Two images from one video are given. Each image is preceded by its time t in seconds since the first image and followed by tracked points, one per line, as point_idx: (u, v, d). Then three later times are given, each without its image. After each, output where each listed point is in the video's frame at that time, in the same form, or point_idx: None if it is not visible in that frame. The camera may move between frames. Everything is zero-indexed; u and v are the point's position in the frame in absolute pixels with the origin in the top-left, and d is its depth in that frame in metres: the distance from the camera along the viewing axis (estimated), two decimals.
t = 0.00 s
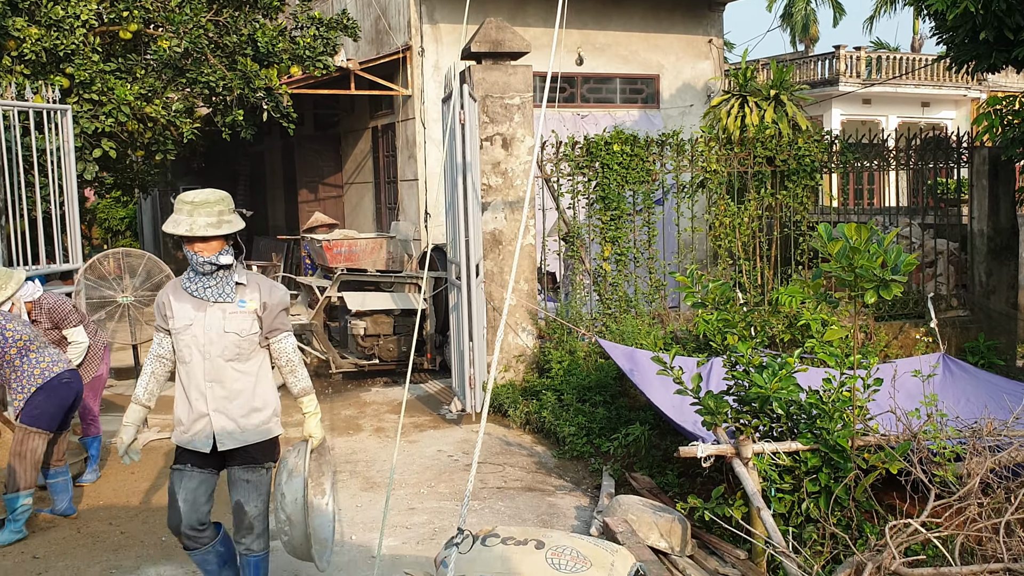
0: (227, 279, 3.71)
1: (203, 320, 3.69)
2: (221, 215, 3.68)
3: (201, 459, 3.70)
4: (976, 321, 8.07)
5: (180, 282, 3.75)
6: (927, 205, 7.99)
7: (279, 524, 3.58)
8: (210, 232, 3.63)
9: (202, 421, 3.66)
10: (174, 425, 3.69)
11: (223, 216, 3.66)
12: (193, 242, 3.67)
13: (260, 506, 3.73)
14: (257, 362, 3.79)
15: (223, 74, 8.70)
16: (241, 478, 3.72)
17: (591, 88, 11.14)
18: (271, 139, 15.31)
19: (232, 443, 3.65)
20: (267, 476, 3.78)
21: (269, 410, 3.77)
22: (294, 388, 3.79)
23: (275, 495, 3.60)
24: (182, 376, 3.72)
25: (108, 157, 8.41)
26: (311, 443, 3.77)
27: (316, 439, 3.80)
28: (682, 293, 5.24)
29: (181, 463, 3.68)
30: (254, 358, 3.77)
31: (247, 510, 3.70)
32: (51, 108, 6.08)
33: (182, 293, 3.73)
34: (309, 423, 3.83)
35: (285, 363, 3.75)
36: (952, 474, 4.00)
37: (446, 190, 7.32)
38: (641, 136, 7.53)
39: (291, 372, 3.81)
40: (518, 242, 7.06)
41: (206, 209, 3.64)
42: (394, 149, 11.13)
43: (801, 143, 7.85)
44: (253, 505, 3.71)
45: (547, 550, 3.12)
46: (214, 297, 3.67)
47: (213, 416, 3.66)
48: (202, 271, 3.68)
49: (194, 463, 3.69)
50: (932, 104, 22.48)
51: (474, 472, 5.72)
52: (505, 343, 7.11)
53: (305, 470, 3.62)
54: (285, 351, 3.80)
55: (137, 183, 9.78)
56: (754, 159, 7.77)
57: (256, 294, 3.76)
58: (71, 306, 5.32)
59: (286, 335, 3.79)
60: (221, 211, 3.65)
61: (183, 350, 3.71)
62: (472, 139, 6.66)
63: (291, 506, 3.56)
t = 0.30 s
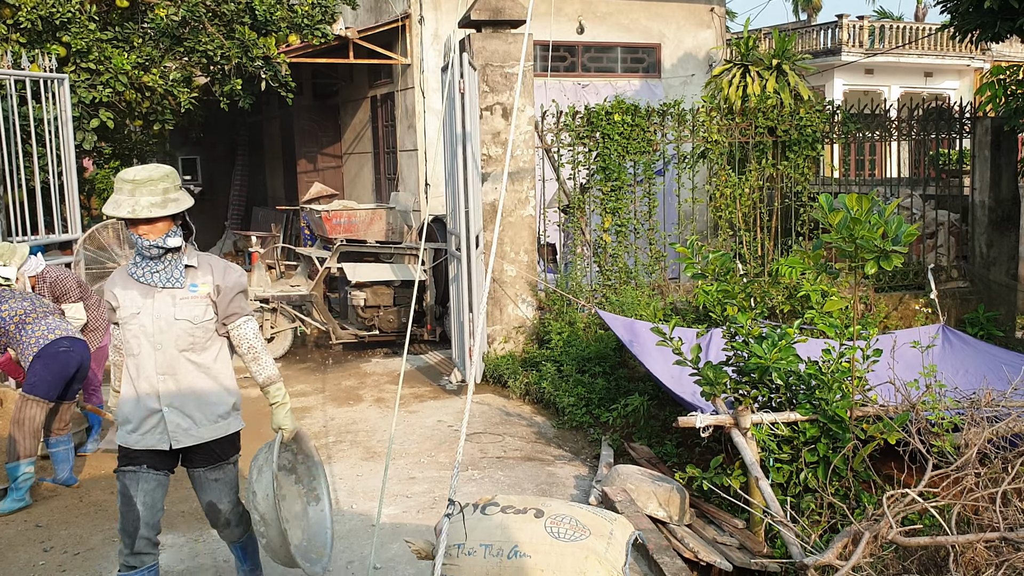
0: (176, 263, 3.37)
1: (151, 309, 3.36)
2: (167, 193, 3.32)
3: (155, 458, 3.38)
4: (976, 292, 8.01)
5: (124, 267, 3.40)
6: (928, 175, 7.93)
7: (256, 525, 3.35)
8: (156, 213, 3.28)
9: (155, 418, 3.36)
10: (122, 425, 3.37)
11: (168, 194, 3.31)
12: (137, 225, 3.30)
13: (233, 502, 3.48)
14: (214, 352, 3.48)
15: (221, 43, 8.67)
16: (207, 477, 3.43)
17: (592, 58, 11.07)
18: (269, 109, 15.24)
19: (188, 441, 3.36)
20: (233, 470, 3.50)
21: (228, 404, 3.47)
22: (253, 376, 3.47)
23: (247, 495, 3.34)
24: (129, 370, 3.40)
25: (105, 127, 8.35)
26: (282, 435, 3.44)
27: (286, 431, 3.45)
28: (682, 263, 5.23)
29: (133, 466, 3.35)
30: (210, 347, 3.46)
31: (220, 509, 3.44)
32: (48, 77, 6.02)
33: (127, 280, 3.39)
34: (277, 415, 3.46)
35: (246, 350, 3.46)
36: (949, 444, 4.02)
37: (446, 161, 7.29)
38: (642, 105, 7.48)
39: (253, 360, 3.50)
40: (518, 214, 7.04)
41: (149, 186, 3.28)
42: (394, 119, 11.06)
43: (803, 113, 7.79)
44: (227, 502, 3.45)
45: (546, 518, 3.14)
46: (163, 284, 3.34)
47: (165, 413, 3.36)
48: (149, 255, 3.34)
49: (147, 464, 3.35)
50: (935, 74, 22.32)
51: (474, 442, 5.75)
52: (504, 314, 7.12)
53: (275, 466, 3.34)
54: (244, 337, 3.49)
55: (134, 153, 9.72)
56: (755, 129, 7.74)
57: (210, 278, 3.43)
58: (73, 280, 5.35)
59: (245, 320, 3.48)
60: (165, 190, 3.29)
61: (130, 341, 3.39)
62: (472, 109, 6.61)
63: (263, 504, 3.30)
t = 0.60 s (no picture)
0: (120, 231, 3.04)
1: (91, 282, 3.01)
2: (110, 155, 3.01)
3: (100, 442, 3.07)
4: (976, 260, 7.97)
5: (62, 236, 3.06)
6: (931, 142, 7.89)
7: (202, 510, 2.94)
8: (99, 176, 2.97)
9: (98, 401, 3.02)
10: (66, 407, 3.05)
11: (112, 156, 3.00)
12: (77, 190, 2.99)
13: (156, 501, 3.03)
14: (163, 329, 3.13)
15: (217, 6, 8.80)
16: (136, 464, 3.01)
17: (593, 22, 10.98)
18: (267, 73, 15.10)
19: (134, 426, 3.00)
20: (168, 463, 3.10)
21: (176, 384, 3.12)
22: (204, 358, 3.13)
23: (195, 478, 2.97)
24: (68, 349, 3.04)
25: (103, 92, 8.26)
26: (235, 417, 3.10)
27: (240, 413, 3.11)
28: (683, 229, 5.21)
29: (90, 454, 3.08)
30: (157, 324, 3.10)
31: (139, 506, 2.98)
32: (44, 40, 5.94)
33: (65, 249, 3.04)
34: (228, 396, 3.11)
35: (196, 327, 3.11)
36: (947, 410, 4.04)
37: (445, 126, 7.23)
38: (643, 70, 7.41)
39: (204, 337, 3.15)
40: (519, 179, 7.00)
41: (92, 147, 2.98)
42: (393, 84, 10.96)
43: (805, 78, 7.71)
44: (147, 499, 2.99)
45: (545, 482, 3.14)
46: (105, 254, 3.00)
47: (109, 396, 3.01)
48: (90, 223, 3.01)
49: (106, 451, 3.08)
50: (938, 40, 22.12)
51: (474, 407, 5.77)
52: (504, 281, 7.12)
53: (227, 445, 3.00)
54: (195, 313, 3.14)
55: (132, 119, 9.64)
56: (757, 95, 7.68)
57: (157, 247, 3.09)
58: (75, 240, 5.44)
59: (195, 295, 3.13)
60: (108, 152, 2.99)
61: (68, 317, 3.03)
62: (471, 72, 6.53)
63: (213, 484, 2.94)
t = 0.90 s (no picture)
0: (68, 202, 2.64)
1: (28, 259, 2.59)
2: (63, 115, 2.64)
3: (31, 439, 2.65)
4: (978, 220, 7.87)
5: None
6: (936, 101, 7.87)
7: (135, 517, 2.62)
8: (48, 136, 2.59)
9: (30, 393, 2.60)
10: None
11: (63, 115, 2.63)
12: (21, 152, 2.60)
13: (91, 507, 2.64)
14: (110, 315, 2.72)
15: None
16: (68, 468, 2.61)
17: None
18: (266, 24, 14.91)
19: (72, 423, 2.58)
20: (109, 467, 2.68)
21: (123, 378, 2.69)
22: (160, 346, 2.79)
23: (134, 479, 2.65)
24: None
25: (101, 42, 8.18)
26: (184, 414, 2.79)
27: (191, 410, 2.81)
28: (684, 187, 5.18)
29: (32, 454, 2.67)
30: (104, 310, 2.69)
31: (71, 511, 2.61)
32: None
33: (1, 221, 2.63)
34: (181, 391, 2.81)
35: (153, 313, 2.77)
36: (945, 369, 4.06)
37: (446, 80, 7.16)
38: (647, 24, 7.31)
39: (159, 327, 2.78)
40: (520, 135, 6.96)
41: (40, 103, 2.60)
42: (394, 37, 10.82)
43: (811, 34, 7.60)
44: (80, 506, 2.62)
45: (543, 436, 3.16)
46: (50, 228, 2.60)
47: (44, 389, 2.59)
48: (34, 189, 2.61)
49: (40, 451, 2.66)
50: None
51: (473, 363, 5.80)
52: (505, 238, 7.10)
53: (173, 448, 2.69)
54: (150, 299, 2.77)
55: (131, 70, 9.56)
56: (762, 51, 7.58)
57: (108, 223, 2.69)
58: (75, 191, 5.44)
59: (151, 278, 2.76)
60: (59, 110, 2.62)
61: None
62: (473, 24, 6.46)
63: (154, 490, 2.62)
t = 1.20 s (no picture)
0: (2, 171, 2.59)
1: None
2: None
3: None
4: (981, 175, 7.79)
5: None
6: (941, 54, 7.74)
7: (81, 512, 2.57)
8: None
9: None
10: None
11: None
12: None
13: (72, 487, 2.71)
14: (53, 296, 2.67)
15: None
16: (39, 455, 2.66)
17: None
18: None
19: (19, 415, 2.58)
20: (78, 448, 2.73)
21: (72, 364, 2.69)
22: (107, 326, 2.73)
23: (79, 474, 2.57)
24: None
25: None
26: (138, 400, 2.78)
27: (146, 396, 2.80)
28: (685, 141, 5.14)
29: None
30: (46, 289, 2.65)
31: (54, 495, 2.68)
32: None
33: None
34: (135, 375, 2.79)
35: (98, 291, 2.70)
36: (944, 325, 4.05)
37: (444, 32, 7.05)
38: None
39: (107, 306, 2.73)
40: (520, 88, 6.89)
41: None
42: None
43: None
44: (62, 488, 2.68)
45: (542, 391, 3.18)
46: None
47: None
48: None
49: None
50: None
51: (472, 318, 5.80)
52: (505, 193, 7.06)
53: (123, 441, 2.61)
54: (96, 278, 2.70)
55: (126, 22, 9.42)
56: (766, 2, 7.46)
57: (46, 194, 2.64)
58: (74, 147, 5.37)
59: (96, 252, 2.71)
60: None
61: None
62: None
63: (99, 488, 2.54)
